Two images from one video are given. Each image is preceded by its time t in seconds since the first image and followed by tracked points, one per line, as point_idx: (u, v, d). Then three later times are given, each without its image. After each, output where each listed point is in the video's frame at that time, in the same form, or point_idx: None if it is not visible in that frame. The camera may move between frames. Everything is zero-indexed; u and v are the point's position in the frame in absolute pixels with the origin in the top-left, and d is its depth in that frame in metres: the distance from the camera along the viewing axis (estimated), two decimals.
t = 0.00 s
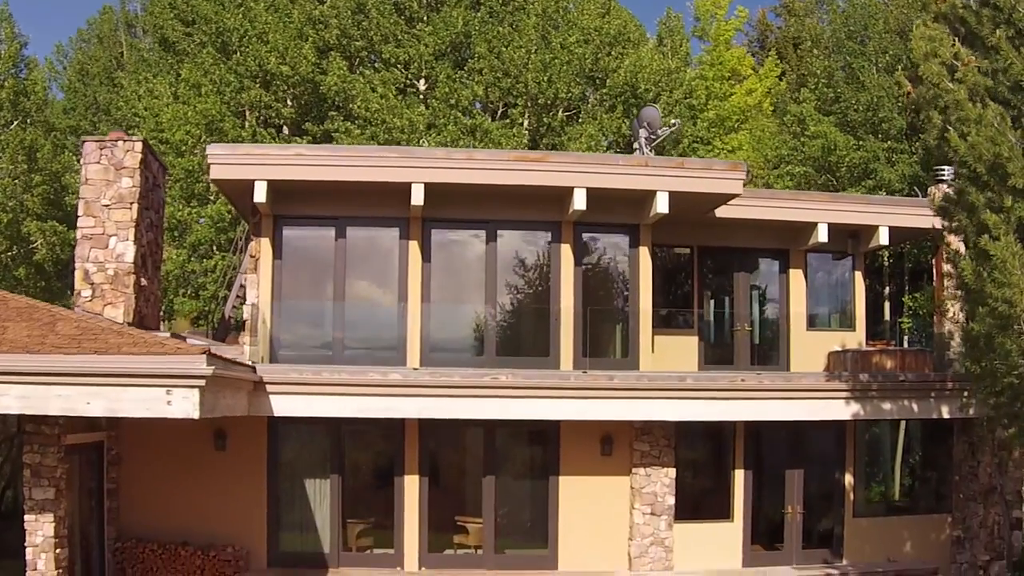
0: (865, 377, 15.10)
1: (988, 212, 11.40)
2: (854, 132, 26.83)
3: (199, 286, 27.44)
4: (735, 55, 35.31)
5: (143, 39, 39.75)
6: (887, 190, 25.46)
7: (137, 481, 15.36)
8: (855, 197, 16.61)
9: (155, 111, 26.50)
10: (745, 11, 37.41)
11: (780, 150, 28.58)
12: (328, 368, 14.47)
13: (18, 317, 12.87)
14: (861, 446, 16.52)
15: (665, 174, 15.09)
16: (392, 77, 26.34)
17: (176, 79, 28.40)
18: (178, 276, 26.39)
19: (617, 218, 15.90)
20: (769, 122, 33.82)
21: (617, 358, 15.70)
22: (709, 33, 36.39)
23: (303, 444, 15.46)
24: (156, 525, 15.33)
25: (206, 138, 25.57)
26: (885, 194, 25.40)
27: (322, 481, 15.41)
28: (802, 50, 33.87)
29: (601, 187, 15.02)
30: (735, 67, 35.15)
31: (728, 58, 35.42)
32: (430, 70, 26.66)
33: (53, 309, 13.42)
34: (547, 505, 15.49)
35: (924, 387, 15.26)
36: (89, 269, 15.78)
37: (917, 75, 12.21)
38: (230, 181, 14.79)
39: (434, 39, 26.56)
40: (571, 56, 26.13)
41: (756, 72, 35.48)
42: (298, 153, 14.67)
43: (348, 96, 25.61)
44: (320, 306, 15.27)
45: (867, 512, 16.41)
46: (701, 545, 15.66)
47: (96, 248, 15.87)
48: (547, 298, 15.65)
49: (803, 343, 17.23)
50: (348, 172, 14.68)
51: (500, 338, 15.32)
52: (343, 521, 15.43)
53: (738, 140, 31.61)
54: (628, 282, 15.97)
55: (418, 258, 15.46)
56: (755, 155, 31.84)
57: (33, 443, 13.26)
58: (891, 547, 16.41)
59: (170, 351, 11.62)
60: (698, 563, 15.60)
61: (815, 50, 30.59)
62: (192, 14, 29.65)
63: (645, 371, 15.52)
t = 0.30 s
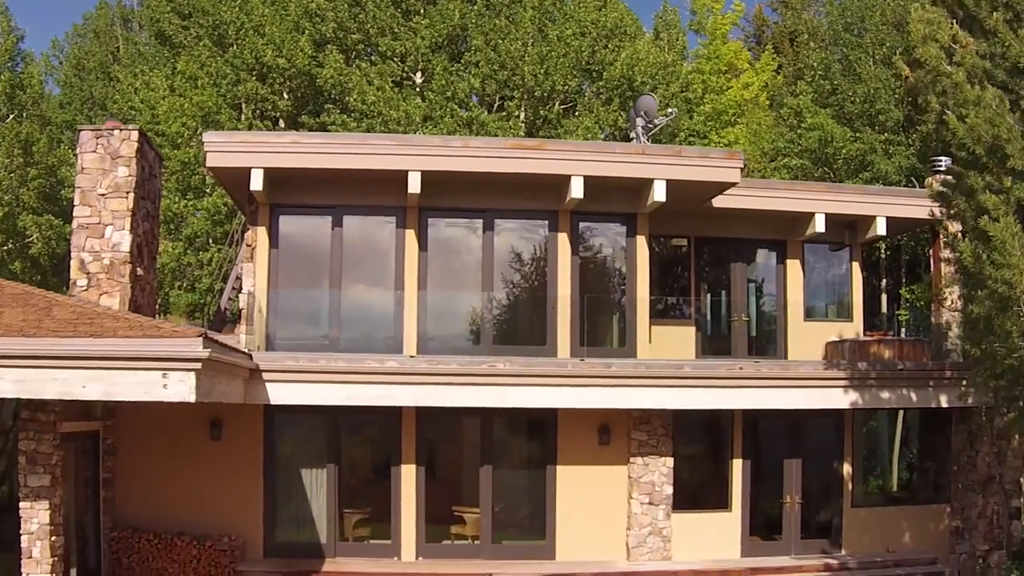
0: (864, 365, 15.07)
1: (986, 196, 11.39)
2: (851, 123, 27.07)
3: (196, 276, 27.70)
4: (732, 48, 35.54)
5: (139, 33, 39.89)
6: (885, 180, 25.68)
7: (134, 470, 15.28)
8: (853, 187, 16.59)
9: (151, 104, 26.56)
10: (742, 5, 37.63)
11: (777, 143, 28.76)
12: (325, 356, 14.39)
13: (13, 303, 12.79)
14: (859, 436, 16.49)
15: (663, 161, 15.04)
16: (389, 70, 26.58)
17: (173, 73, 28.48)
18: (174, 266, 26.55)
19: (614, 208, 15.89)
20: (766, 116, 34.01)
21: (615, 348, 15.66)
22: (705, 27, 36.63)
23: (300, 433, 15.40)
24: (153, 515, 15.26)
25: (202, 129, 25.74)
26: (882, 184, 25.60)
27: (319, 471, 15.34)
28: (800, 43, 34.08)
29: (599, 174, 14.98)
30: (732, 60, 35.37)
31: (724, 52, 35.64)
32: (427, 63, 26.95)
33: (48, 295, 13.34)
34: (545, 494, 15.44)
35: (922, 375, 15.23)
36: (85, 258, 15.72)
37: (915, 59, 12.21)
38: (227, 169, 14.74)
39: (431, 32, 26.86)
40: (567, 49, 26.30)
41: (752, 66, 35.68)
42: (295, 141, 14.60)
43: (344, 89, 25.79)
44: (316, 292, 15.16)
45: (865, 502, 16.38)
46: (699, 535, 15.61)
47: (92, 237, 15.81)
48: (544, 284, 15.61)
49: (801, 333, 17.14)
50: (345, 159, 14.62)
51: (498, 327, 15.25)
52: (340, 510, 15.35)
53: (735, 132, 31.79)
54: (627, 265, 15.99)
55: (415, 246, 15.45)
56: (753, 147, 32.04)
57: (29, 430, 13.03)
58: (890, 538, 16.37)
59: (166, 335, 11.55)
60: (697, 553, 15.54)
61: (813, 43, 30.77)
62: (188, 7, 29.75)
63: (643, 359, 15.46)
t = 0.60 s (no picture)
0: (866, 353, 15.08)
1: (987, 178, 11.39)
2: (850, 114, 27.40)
3: (195, 268, 27.75)
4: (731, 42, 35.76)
5: (138, 28, 40.07)
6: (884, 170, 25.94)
7: (134, 459, 15.21)
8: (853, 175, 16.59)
9: (150, 96, 26.65)
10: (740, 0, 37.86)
11: (776, 135, 28.95)
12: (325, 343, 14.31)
13: (13, 287, 12.74)
14: (861, 425, 16.47)
15: (664, 148, 15.03)
16: (388, 62, 26.83)
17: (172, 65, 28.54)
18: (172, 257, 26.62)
19: (615, 195, 15.88)
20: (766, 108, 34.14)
21: (615, 335, 15.65)
22: (704, 22, 36.88)
23: (300, 422, 15.34)
24: (152, 504, 15.20)
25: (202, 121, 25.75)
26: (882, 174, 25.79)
27: (318, 459, 15.28)
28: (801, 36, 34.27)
29: (599, 161, 14.94)
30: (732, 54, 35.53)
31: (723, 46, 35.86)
32: (427, 54, 27.35)
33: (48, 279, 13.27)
34: (546, 483, 15.39)
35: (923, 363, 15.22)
36: (84, 247, 15.68)
37: (916, 41, 12.22)
38: (227, 155, 14.71)
39: (431, 24, 27.16)
40: (566, 41, 26.51)
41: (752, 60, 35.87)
42: (295, 127, 14.56)
43: (344, 82, 25.97)
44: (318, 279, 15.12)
45: (866, 491, 16.35)
46: (701, 523, 15.57)
47: (91, 226, 15.76)
48: (544, 272, 15.58)
49: (802, 322, 17.19)
50: (345, 146, 14.58)
51: (497, 314, 15.21)
52: (340, 499, 15.28)
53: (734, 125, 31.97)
54: (626, 254, 15.96)
55: (415, 234, 15.42)
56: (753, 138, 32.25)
57: (27, 415, 12.96)
58: (891, 527, 16.35)
59: (167, 317, 11.48)
60: (698, 543, 15.50)
61: (812, 37, 30.92)
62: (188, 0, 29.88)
63: (644, 346, 15.46)
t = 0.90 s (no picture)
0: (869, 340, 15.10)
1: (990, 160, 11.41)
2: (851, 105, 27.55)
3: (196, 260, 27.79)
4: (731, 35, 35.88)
5: (138, 22, 40.18)
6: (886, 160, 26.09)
7: (134, 447, 15.16)
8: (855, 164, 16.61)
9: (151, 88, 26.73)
10: None
11: (776, 127, 29.05)
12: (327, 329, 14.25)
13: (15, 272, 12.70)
14: (863, 413, 16.45)
15: (666, 136, 15.02)
16: (390, 55, 26.97)
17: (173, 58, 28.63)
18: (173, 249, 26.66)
19: (617, 183, 15.88)
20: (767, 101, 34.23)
21: (617, 323, 15.63)
22: (704, 15, 37.02)
23: (302, 410, 15.31)
24: (153, 493, 15.15)
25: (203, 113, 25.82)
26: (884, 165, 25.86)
27: (320, 447, 15.24)
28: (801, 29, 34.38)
29: (601, 148, 14.92)
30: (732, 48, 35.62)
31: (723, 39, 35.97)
32: (428, 45, 27.47)
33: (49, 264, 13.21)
34: (548, 471, 15.35)
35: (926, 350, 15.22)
36: (86, 235, 15.66)
37: (919, 24, 12.23)
38: (229, 143, 14.68)
39: (432, 17, 27.34)
40: (567, 34, 26.71)
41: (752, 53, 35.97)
42: (297, 114, 14.54)
43: (345, 74, 26.07)
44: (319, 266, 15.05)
45: (869, 479, 16.33)
46: (703, 512, 15.55)
47: (92, 214, 15.73)
48: (547, 260, 15.57)
49: (804, 311, 17.15)
50: (347, 132, 14.56)
51: (499, 301, 15.20)
52: (342, 488, 15.23)
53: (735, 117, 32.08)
54: (627, 245, 15.95)
55: (417, 222, 15.42)
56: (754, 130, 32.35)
57: (29, 400, 12.63)
58: (894, 516, 16.33)
59: (169, 298, 11.42)
60: (701, 531, 15.47)
61: (812, 30, 31.03)
62: None
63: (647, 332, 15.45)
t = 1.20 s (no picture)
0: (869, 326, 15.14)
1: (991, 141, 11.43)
2: (851, 97, 27.61)
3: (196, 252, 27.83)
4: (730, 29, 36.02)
5: (138, 17, 40.32)
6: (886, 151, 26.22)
7: (135, 435, 15.14)
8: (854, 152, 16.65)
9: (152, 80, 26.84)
10: None
11: (777, 118, 29.17)
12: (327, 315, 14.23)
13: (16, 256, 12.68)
14: (864, 401, 16.45)
15: (665, 123, 15.01)
16: (390, 47, 27.13)
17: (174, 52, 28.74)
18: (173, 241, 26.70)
19: (617, 171, 15.90)
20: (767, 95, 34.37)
21: (618, 310, 15.66)
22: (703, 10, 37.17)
23: (302, 397, 15.30)
24: (153, 482, 15.13)
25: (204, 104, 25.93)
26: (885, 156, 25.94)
27: (321, 435, 15.22)
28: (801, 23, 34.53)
29: (602, 136, 14.93)
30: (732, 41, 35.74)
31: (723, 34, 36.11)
32: (428, 37, 27.65)
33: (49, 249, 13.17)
34: (549, 459, 15.33)
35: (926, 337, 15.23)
36: (87, 223, 15.66)
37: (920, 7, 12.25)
38: (231, 130, 14.68)
39: (432, 9, 27.57)
40: (567, 26, 26.92)
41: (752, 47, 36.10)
42: (298, 101, 14.54)
43: (345, 67, 26.19)
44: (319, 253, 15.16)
45: (870, 468, 16.32)
46: (704, 499, 15.53)
47: (93, 201, 15.71)
48: (548, 248, 15.57)
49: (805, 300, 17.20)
50: (348, 119, 14.56)
51: (499, 286, 15.21)
52: (343, 476, 15.20)
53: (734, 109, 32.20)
54: (628, 234, 15.92)
55: (419, 210, 15.43)
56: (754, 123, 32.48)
57: (29, 384, 12.49)
58: (895, 504, 16.34)
59: (171, 279, 11.37)
60: (702, 519, 15.45)
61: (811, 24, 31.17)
62: None
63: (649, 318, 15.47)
